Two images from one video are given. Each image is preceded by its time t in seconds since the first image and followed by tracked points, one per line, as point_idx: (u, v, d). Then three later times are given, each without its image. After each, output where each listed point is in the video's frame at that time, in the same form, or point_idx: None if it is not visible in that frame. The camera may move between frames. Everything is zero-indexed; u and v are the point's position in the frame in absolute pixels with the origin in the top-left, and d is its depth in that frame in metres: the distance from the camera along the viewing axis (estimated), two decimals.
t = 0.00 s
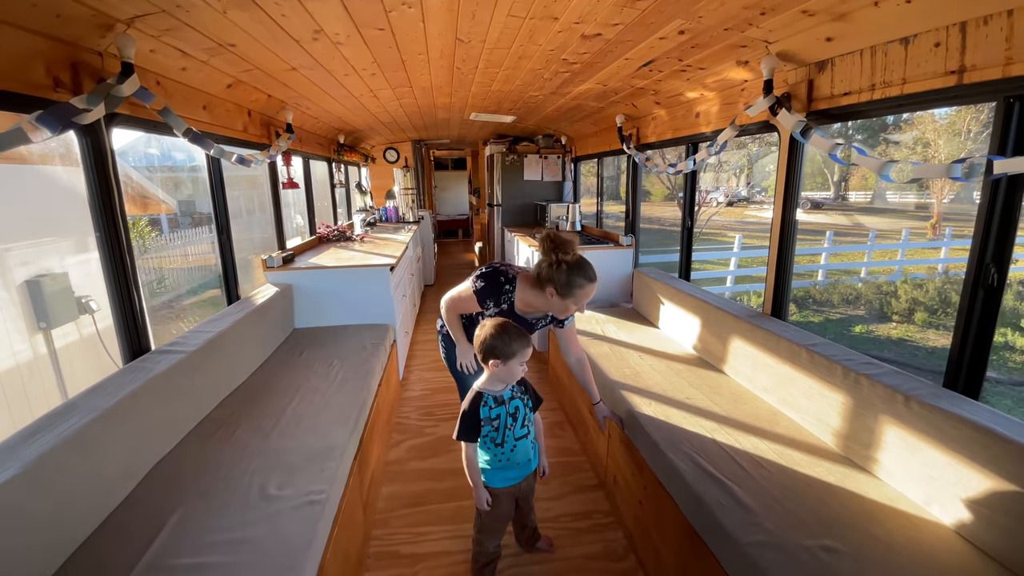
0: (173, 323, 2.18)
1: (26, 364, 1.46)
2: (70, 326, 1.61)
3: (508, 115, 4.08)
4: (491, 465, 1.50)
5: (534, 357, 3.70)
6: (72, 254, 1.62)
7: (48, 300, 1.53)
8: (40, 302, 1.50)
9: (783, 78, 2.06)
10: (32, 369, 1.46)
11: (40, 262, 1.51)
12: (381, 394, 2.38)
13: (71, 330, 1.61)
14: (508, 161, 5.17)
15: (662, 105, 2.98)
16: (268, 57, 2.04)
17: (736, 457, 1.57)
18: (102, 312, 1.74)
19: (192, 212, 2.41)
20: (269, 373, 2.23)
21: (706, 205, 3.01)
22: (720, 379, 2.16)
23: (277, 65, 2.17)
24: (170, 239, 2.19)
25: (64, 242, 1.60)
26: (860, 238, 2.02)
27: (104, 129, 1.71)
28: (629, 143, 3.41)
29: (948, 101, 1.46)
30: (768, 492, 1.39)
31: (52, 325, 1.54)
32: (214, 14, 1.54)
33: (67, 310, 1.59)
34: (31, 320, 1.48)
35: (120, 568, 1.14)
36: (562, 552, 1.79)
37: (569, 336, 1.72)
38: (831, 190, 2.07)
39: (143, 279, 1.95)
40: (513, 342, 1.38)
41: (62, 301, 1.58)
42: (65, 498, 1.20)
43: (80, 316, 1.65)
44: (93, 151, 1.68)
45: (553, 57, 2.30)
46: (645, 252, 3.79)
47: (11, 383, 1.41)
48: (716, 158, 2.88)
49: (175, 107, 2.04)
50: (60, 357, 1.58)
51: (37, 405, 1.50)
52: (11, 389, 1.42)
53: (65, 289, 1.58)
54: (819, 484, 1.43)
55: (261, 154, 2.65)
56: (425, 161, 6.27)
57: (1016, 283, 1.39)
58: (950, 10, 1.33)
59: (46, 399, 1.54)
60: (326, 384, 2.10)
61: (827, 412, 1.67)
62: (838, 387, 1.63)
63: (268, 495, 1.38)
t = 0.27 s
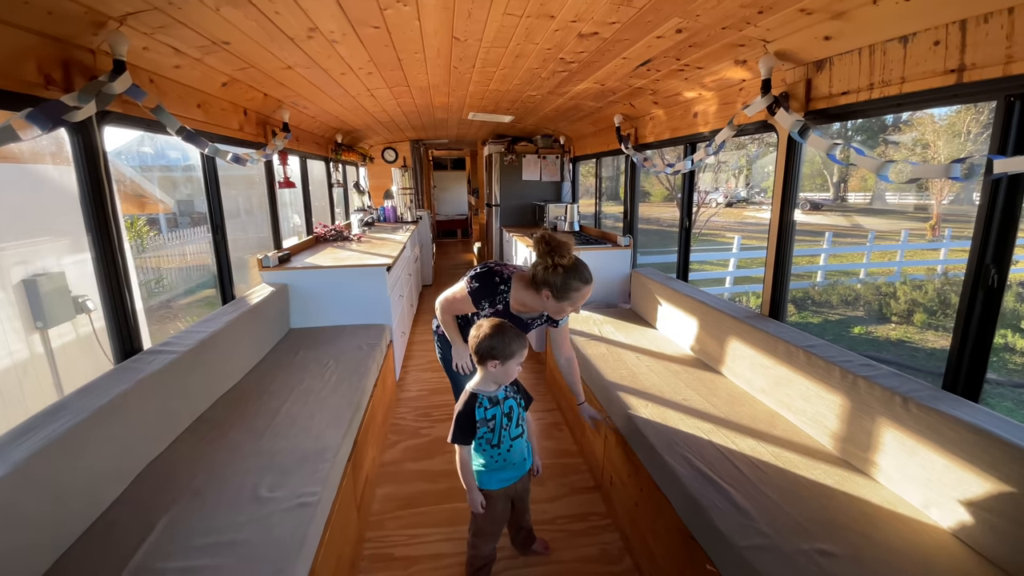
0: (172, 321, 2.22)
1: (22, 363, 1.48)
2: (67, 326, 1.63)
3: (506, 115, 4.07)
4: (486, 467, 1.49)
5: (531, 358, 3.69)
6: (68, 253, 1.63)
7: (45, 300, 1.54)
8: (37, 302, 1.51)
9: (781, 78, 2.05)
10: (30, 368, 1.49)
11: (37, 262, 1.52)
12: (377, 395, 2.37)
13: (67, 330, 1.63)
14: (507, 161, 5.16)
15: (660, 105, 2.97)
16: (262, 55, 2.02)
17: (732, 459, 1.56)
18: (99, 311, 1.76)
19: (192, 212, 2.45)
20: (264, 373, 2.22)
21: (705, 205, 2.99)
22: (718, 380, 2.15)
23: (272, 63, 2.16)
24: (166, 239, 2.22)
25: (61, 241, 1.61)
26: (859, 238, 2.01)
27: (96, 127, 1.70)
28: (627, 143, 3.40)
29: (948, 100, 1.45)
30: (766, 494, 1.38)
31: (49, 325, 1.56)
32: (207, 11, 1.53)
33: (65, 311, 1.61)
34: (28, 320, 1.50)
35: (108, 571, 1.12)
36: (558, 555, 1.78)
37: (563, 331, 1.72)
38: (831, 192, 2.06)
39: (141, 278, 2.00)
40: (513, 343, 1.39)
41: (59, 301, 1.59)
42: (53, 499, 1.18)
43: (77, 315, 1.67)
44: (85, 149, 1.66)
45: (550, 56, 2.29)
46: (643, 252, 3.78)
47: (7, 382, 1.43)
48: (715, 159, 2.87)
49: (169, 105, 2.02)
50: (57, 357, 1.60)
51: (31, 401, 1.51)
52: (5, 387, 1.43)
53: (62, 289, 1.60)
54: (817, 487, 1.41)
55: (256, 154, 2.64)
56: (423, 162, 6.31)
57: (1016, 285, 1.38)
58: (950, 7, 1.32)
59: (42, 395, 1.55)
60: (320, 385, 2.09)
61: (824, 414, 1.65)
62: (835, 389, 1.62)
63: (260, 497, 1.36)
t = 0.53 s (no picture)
0: (170, 321, 2.22)
1: (20, 363, 1.48)
2: (65, 326, 1.64)
3: (505, 115, 4.05)
4: (483, 468, 1.48)
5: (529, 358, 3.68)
6: (66, 252, 1.63)
7: (43, 299, 1.55)
8: (35, 302, 1.52)
9: (779, 77, 2.04)
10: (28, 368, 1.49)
11: (34, 262, 1.52)
12: (373, 395, 2.36)
13: (66, 329, 1.64)
14: (506, 161, 5.15)
15: (659, 105, 2.96)
16: (258, 54, 2.01)
17: (729, 460, 1.55)
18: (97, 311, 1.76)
19: (191, 212, 2.46)
20: (259, 373, 2.21)
21: (705, 206, 2.98)
22: (715, 381, 2.14)
23: (269, 62, 2.15)
24: (165, 238, 2.22)
25: (58, 241, 1.61)
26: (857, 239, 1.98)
27: (89, 126, 1.69)
28: (626, 143, 3.39)
29: (947, 99, 1.44)
30: (762, 496, 1.37)
31: (47, 324, 1.56)
32: (201, 9, 1.52)
33: (61, 310, 1.61)
34: (26, 320, 1.51)
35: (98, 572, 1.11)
36: (554, 556, 1.77)
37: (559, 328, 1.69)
38: (830, 192, 2.05)
39: (140, 277, 2.00)
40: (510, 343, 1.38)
41: (56, 301, 1.59)
42: (43, 499, 1.17)
43: (74, 315, 1.68)
44: (78, 148, 1.65)
45: (548, 55, 2.28)
46: (641, 253, 3.77)
47: (5, 382, 1.43)
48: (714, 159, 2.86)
49: (164, 104, 2.01)
50: (55, 356, 1.60)
51: (26, 400, 1.50)
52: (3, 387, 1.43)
53: (59, 288, 1.61)
54: (815, 489, 1.40)
55: (253, 153, 2.63)
56: (421, 162, 6.33)
57: (1016, 286, 1.37)
58: (949, 5, 1.31)
59: (40, 394, 1.55)
60: (316, 385, 2.08)
61: (822, 415, 1.64)
62: (833, 390, 1.61)
63: (253, 498, 1.35)
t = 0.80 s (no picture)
0: (169, 320, 2.21)
1: (18, 362, 1.47)
2: (63, 325, 1.63)
3: (504, 114, 4.04)
4: (482, 468, 1.47)
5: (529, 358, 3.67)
6: (64, 252, 1.63)
7: (42, 298, 1.54)
8: (33, 301, 1.51)
9: (780, 75, 2.03)
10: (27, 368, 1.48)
11: (33, 262, 1.51)
12: (371, 395, 2.34)
13: (64, 328, 1.63)
14: (505, 160, 5.14)
15: (659, 103, 2.95)
16: (256, 51, 2.00)
17: (728, 461, 1.53)
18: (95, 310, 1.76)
19: (190, 210, 2.45)
20: (257, 373, 2.20)
21: (705, 205, 2.97)
22: (715, 381, 2.13)
23: (266, 60, 2.13)
24: (164, 237, 2.22)
25: (55, 240, 1.61)
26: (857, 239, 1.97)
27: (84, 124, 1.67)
28: (625, 142, 3.38)
29: (949, 97, 1.43)
30: (762, 498, 1.36)
31: (46, 323, 1.55)
32: (197, 6, 1.51)
33: (60, 309, 1.61)
34: (25, 319, 1.49)
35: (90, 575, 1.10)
36: (553, 557, 1.76)
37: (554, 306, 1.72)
38: (830, 191, 2.04)
39: (140, 277, 2.00)
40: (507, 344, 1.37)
41: (55, 299, 1.59)
42: (35, 501, 1.16)
43: (72, 314, 1.67)
44: (73, 146, 1.63)
45: (547, 53, 2.27)
46: (641, 252, 3.76)
47: (4, 381, 1.42)
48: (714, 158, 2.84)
49: (160, 102, 2.00)
50: (52, 355, 1.59)
51: (23, 400, 1.49)
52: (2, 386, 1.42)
53: (57, 287, 1.60)
54: (815, 490, 1.39)
55: (250, 151, 2.62)
56: (420, 160, 6.39)
57: (1018, 286, 1.36)
58: (950, 3, 1.30)
59: (39, 391, 1.54)
60: (313, 385, 2.07)
61: (821, 416, 1.63)
62: (833, 391, 1.60)
63: (248, 499, 1.34)
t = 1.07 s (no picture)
0: (168, 320, 2.21)
1: (17, 362, 1.46)
2: (62, 325, 1.62)
3: (504, 112, 4.03)
4: (481, 468, 1.46)
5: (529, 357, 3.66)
6: (62, 251, 1.62)
7: (40, 298, 1.53)
8: (31, 301, 1.50)
9: (781, 74, 2.02)
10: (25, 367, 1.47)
11: (31, 261, 1.51)
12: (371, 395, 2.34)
13: (63, 328, 1.62)
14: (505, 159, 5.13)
15: (659, 102, 2.94)
16: (254, 50, 1.99)
17: (729, 461, 1.53)
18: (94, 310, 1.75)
19: (190, 209, 2.45)
20: (256, 373, 2.19)
21: (706, 204, 2.96)
22: (715, 381, 2.12)
23: (265, 58, 2.13)
24: (164, 236, 2.21)
25: (54, 240, 1.60)
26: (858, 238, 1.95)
27: (82, 122, 1.67)
28: (626, 140, 3.37)
29: (950, 96, 1.42)
30: (763, 498, 1.35)
31: (45, 322, 1.55)
32: (195, 5, 1.50)
33: (59, 308, 1.61)
34: (23, 318, 1.49)
35: None
36: (553, 557, 1.75)
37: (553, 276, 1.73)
38: (830, 190, 2.03)
39: (139, 276, 1.99)
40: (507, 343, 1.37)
41: (54, 298, 1.59)
42: (33, 501, 1.16)
43: (72, 314, 1.67)
44: (71, 145, 1.63)
45: (547, 51, 2.26)
46: (642, 251, 3.75)
47: (3, 381, 1.42)
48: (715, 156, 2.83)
49: (158, 100, 1.99)
50: (51, 354, 1.58)
51: (22, 400, 1.48)
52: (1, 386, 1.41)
53: (56, 287, 1.59)
54: (817, 490, 1.39)
55: (250, 150, 2.61)
56: (420, 159, 6.38)
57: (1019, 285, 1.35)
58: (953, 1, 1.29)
59: (37, 391, 1.53)
60: (313, 385, 2.06)
61: (823, 416, 1.63)
62: (835, 391, 1.59)
63: (247, 499, 1.34)
